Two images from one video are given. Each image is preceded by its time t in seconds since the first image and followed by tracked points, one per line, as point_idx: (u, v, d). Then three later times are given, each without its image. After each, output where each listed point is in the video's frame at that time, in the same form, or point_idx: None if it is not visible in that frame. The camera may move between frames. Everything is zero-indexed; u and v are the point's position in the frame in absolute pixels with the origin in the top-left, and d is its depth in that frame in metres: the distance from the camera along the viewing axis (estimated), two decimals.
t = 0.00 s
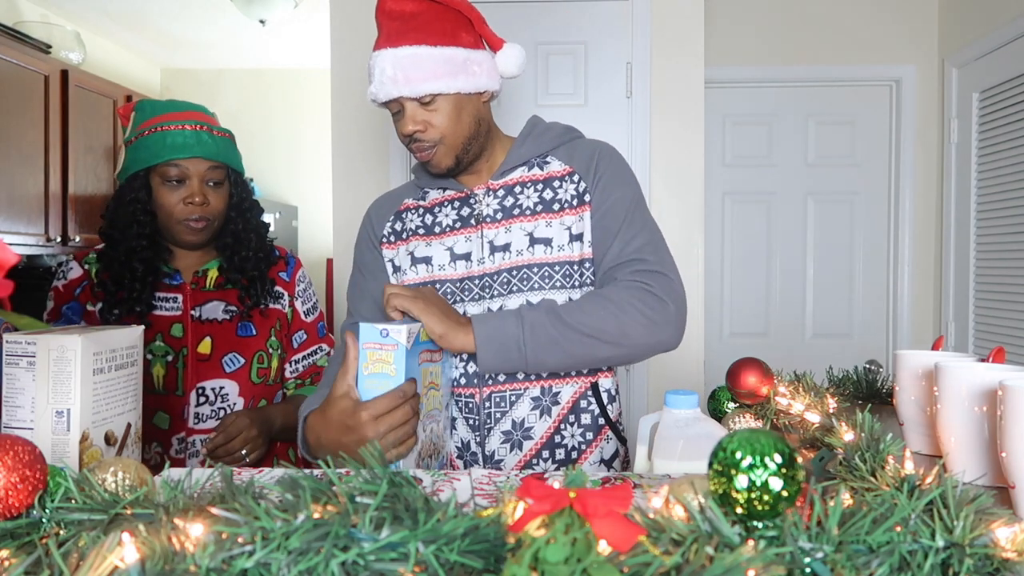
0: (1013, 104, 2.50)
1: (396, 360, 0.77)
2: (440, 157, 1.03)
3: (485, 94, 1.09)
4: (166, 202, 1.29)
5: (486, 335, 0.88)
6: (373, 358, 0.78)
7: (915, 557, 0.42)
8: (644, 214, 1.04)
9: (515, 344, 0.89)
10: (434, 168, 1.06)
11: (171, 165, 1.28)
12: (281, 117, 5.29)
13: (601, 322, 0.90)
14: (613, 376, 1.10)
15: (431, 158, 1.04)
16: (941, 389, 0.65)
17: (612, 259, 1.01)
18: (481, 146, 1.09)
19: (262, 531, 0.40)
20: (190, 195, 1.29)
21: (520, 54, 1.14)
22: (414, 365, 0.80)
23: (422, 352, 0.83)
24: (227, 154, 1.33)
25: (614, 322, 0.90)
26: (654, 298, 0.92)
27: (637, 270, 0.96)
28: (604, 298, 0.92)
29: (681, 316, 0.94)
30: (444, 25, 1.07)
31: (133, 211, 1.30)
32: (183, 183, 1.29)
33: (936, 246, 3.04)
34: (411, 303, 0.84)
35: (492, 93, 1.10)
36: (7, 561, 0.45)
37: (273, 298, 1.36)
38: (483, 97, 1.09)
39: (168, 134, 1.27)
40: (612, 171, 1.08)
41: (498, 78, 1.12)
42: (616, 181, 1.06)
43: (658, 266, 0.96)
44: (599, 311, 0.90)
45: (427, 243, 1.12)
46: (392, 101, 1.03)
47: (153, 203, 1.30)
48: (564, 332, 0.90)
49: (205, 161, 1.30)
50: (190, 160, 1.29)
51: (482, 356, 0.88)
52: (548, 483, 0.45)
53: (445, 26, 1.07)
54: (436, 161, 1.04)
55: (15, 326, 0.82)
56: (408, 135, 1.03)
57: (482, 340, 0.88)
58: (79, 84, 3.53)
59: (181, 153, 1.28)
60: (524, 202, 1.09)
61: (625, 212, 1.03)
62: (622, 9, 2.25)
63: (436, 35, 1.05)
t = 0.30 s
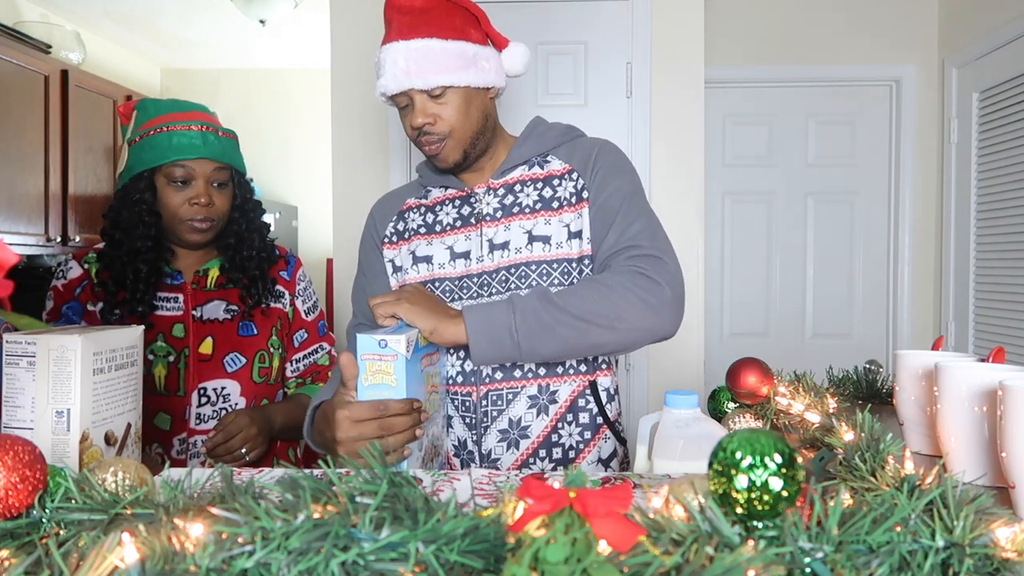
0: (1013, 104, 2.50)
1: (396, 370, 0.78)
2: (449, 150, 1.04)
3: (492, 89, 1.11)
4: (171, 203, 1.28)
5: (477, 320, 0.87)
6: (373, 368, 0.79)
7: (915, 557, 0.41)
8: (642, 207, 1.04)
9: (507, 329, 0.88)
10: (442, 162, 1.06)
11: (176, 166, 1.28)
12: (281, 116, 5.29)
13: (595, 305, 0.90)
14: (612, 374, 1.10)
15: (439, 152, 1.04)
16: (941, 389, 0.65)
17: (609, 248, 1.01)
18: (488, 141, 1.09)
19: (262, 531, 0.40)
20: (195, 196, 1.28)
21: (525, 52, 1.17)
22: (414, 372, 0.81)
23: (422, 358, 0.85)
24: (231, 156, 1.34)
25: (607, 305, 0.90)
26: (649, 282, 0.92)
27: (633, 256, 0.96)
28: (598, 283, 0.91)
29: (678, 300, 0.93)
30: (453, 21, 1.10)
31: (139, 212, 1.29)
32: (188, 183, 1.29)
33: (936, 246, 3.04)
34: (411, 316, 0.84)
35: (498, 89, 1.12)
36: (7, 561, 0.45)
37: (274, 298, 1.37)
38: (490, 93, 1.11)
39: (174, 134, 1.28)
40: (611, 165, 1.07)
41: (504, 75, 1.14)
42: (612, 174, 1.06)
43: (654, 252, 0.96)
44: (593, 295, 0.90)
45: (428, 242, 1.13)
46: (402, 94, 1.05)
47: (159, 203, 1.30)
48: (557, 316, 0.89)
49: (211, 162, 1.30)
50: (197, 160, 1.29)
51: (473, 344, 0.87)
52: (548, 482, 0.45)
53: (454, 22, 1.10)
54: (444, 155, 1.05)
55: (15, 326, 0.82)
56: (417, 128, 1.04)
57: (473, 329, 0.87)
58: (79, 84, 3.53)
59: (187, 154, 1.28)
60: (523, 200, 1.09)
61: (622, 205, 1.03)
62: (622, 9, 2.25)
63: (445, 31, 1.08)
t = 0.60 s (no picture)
0: (1013, 104, 2.50)
1: (402, 371, 0.79)
2: (465, 131, 1.05)
3: (507, 85, 1.14)
4: (172, 203, 1.28)
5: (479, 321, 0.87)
6: (378, 369, 0.79)
7: (915, 557, 0.41)
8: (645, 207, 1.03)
9: (509, 329, 0.88)
10: (454, 145, 1.07)
11: (178, 166, 1.28)
12: (281, 116, 5.29)
13: (597, 303, 0.90)
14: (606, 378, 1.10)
15: (454, 132, 1.05)
16: (941, 388, 0.65)
17: (610, 249, 1.01)
18: (502, 133, 1.11)
19: (262, 531, 0.40)
20: (196, 196, 1.28)
21: (540, 60, 1.20)
22: (417, 374, 0.82)
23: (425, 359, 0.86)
24: (234, 156, 1.33)
25: (610, 303, 0.90)
26: (653, 279, 0.92)
27: (635, 255, 0.97)
28: (600, 281, 0.91)
29: (683, 299, 0.93)
30: (481, 12, 1.13)
31: (139, 211, 1.29)
32: (190, 183, 1.29)
33: (936, 245, 3.04)
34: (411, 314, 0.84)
35: (512, 86, 1.15)
36: (7, 561, 0.45)
37: (274, 297, 1.36)
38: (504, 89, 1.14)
39: (176, 135, 1.27)
40: (612, 166, 1.07)
41: (519, 75, 1.17)
42: (614, 175, 1.06)
43: (657, 251, 0.96)
44: (597, 293, 0.90)
45: (428, 240, 1.14)
46: (426, 69, 1.07)
47: (160, 204, 1.30)
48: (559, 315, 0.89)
49: (213, 163, 1.30)
50: (198, 161, 1.28)
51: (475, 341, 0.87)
52: (548, 482, 0.45)
53: (483, 13, 1.13)
54: (458, 137, 1.06)
55: (15, 326, 0.82)
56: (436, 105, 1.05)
57: (474, 327, 0.87)
58: (79, 84, 3.52)
59: (190, 154, 1.27)
60: (521, 200, 1.09)
61: (622, 205, 1.03)
62: (622, 9, 2.25)
63: (476, 17, 1.11)
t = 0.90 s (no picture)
0: (1013, 104, 2.50)
1: (398, 371, 0.79)
2: (479, 124, 1.06)
3: (522, 84, 1.15)
4: (172, 202, 1.28)
5: (474, 318, 0.86)
6: (375, 368, 0.80)
7: (915, 557, 0.41)
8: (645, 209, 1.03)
9: (503, 324, 0.87)
10: (466, 138, 1.07)
11: (178, 166, 1.28)
12: (281, 117, 5.29)
13: (593, 303, 0.89)
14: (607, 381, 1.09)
15: (468, 125, 1.06)
16: (941, 388, 0.65)
17: (610, 249, 1.01)
18: (513, 133, 1.12)
19: (262, 531, 0.40)
20: (197, 196, 1.29)
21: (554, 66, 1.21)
22: (415, 375, 0.82)
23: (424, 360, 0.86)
24: (235, 156, 1.33)
25: (604, 302, 0.90)
26: (651, 282, 0.92)
27: (634, 257, 0.96)
28: (599, 281, 0.91)
29: (681, 303, 0.93)
30: (506, 9, 1.14)
31: (139, 211, 1.30)
32: (190, 183, 1.29)
33: (936, 245, 3.03)
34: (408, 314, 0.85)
35: (527, 86, 1.16)
36: (7, 561, 0.45)
37: (274, 296, 1.35)
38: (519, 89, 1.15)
39: (176, 135, 1.27)
40: (617, 169, 1.07)
41: (534, 77, 1.18)
42: (618, 177, 1.06)
43: (656, 254, 0.96)
44: (593, 291, 0.90)
45: (430, 237, 1.13)
46: (447, 58, 1.07)
47: (160, 203, 1.30)
48: (556, 312, 0.89)
49: (213, 162, 1.30)
50: (198, 161, 1.29)
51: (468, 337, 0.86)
52: (548, 482, 0.45)
53: (507, 10, 1.14)
54: (471, 130, 1.06)
55: (15, 326, 0.82)
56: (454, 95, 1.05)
57: (467, 321, 0.86)
58: (79, 84, 3.53)
59: (190, 154, 1.27)
60: (524, 202, 1.09)
61: (622, 205, 1.03)
62: (621, 9, 2.25)
63: (501, 13, 1.12)
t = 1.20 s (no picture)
0: (1013, 104, 2.50)
1: (413, 372, 0.80)
2: (471, 127, 1.06)
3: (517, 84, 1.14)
4: (170, 201, 1.29)
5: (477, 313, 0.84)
6: (389, 368, 0.81)
7: (915, 557, 0.41)
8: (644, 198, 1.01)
9: (507, 316, 0.85)
10: (458, 141, 1.08)
11: (176, 165, 1.28)
12: (281, 116, 5.29)
13: (599, 288, 0.86)
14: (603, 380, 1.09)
15: (460, 128, 1.06)
16: (941, 388, 0.65)
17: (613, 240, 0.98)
18: (507, 132, 1.12)
19: (262, 531, 0.40)
20: (194, 195, 1.29)
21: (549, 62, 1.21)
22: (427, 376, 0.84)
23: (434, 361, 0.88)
24: (233, 155, 1.33)
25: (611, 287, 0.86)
26: (657, 265, 0.89)
27: (637, 243, 0.94)
28: (602, 268, 0.88)
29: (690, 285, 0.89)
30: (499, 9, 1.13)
31: (137, 209, 1.30)
32: (188, 182, 1.29)
33: (936, 244, 3.03)
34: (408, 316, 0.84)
35: (522, 86, 1.15)
36: (7, 560, 0.45)
37: (272, 293, 1.35)
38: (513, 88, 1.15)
39: (174, 133, 1.28)
40: (610, 164, 1.06)
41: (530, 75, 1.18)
42: (612, 170, 1.05)
43: (660, 238, 0.93)
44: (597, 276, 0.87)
45: (424, 238, 1.14)
46: (439, 59, 1.07)
47: (158, 203, 1.31)
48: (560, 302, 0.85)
49: (211, 161, 1.30)
50: (196, 160, 1.29)
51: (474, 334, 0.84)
52: (548, 482, 0.45)
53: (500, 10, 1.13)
54: (464, 133, 1.06)
55: (15, 326, 0.82)
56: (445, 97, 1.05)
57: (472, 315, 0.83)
58: (79, 84, 3.53)
59: (188, 153, 1.28)
60: (518, 202, 1.09)
61: (621, 196, 1.01)
62: (621, 9, 2.25)
63: (494, 13, 1.11)
